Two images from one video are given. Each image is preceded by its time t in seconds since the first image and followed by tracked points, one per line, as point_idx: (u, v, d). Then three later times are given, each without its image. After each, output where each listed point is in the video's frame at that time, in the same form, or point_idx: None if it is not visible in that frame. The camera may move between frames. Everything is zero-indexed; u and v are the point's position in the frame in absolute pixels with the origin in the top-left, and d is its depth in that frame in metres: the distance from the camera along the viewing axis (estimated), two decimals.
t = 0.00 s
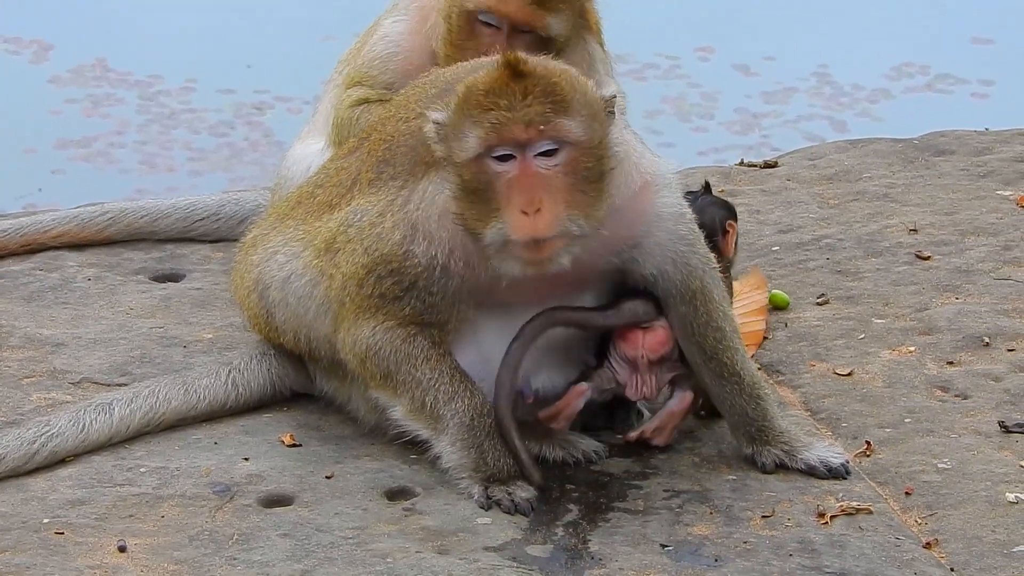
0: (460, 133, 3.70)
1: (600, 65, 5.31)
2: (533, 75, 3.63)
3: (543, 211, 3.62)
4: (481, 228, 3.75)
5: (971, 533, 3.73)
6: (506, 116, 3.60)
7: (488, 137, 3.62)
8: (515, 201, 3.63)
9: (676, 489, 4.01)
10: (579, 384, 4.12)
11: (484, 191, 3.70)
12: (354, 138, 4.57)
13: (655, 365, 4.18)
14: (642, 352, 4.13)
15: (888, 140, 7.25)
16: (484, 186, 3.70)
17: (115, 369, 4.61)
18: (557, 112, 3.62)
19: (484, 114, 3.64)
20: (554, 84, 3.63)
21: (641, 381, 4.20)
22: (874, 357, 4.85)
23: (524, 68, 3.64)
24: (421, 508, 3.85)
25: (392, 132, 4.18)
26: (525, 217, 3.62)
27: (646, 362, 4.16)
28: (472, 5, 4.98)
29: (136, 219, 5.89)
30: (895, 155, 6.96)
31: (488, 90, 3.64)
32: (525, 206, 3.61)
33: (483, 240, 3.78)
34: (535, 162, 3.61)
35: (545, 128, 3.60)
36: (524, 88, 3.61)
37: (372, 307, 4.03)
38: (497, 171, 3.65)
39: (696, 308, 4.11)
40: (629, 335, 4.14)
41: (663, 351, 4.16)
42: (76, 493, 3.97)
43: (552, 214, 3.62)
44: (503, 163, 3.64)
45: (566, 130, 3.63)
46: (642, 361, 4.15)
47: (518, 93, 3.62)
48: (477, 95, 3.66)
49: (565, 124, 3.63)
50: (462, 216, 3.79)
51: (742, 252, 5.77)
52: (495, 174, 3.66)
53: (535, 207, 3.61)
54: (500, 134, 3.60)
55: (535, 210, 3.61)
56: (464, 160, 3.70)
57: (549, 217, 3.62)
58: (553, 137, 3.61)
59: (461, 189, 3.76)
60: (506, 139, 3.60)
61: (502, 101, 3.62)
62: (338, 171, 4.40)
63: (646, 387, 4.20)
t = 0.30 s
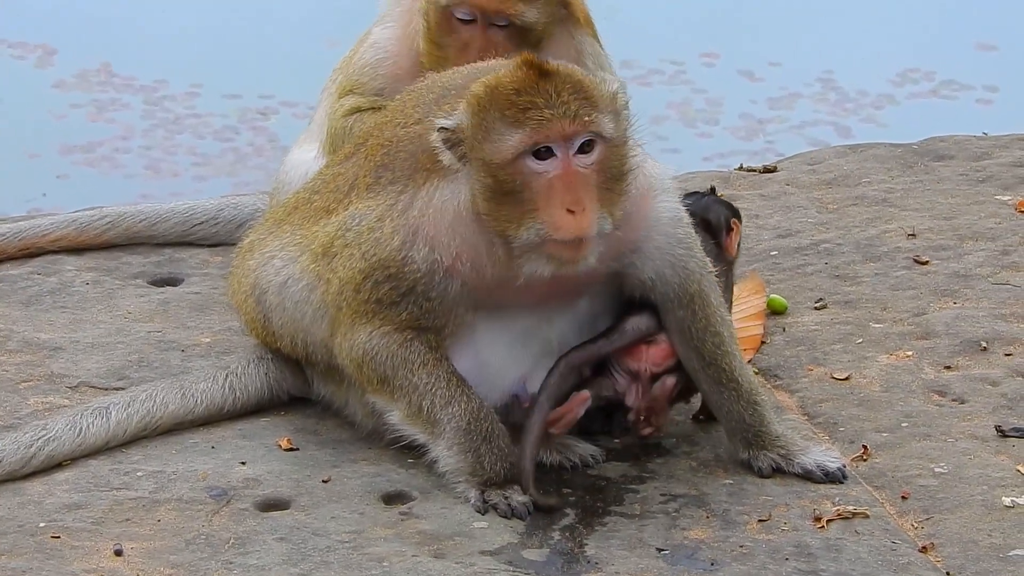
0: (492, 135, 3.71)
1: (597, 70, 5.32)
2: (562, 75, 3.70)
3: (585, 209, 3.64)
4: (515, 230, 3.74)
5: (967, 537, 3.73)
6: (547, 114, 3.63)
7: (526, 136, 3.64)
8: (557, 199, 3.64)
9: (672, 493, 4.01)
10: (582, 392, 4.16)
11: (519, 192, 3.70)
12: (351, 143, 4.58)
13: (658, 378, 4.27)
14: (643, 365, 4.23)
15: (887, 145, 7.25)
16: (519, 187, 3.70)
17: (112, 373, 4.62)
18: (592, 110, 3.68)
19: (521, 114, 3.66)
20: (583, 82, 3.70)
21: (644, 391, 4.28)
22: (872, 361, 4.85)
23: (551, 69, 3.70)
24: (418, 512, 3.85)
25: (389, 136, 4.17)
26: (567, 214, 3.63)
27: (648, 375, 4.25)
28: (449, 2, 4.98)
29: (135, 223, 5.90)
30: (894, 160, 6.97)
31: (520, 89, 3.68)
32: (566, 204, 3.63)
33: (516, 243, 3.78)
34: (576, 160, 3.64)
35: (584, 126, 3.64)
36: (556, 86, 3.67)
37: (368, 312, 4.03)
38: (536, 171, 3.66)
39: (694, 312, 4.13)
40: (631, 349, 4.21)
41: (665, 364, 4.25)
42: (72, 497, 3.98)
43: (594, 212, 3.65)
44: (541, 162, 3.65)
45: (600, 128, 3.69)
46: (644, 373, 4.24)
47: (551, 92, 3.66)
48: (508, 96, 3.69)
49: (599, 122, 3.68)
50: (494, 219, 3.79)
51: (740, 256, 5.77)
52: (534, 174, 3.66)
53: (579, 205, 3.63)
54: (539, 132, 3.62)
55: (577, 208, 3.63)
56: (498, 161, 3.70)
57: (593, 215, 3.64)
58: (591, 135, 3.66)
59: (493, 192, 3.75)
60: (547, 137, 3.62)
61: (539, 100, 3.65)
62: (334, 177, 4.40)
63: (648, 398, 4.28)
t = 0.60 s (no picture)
0: (516, 134, 3.72)
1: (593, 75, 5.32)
2: (575, 73, 3.75)
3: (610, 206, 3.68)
4: (540, 230, 3.76)
5: (961, 541, 3.73)
6: (571, 111, 3.66)
7: (554, 134, 3.66)
8: (585, 197, 3.67)
9: (667, 497, 4.01)
10: (576, 401, 4.18)
11: (543, 192, 3.72)
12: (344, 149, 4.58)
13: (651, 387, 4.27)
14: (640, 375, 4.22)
15: (883, 149, 7.26)
16: (543, 186, 3.72)
17: (107, 378, 4.62)
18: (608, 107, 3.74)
19: (542, 111, 3.68)
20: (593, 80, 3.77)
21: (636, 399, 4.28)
22: (867, 365, 4.85)
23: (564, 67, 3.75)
24: (412, 516, 3.85)
25: (384, 140, 4.17)
26: (596, 211, 3.65)
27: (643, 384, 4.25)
28: (463, 17, 5.01)
29: (130, 228, 5.90)
30: (890, 164, 6.97)
31: (540, 88, 3.70)
32: (595, 201, 3.65)
33: (539, 243, 3.79)
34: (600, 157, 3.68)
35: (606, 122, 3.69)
36: (573, 84, 3.71)
37: (362, 317, 4.02)
38: (563, 169, 3.68)
39: (689, 317, 4.13)
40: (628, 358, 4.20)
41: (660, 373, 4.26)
42: (67, 501, 3.97)
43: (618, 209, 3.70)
44: (567, 160, 3.68)
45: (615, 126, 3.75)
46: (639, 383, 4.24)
47: (569, 89, 3.70)
48: (527, 94, 3.71)
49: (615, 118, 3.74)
50: (517, 219, 3.80)
51: (736, 261, 5.78)
52: (560, 172, 3.69)
53: (606, 202, 3.67)
54: (567, 129, 3.65)
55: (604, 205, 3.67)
56: (524, 160, 3.71)
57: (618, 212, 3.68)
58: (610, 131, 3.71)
59: (518, 192, 3.76)
60: (573, 134, 3.65)
61: (560, 97, 3.69)
62: (329, 182, 4.40)
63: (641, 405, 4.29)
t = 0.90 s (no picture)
0: (547, 131, 3.76)
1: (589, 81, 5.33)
2: (585, 70, 3.84)
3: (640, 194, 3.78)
4: (576, 224, 3.80)
5: (955, 547, 3.73)
6: (597, 104, 3.75)
7: (590, 128, 3.73)
8: (620, 186, 3.73)
9: (661, 502, 4.01)
10: (568, 407, 4.21)
11: (576, 187, 3.77)
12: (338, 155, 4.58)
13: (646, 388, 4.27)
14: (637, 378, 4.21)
15: (878, 154, 7.27)
16: (577, 180, 3.76)
17: (102, 382, 4.62)
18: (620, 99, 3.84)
19: (569, 106, 3.75)
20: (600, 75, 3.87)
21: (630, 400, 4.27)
22: (861, 370, 4.85)
23: (574, 64, 3.83)
24: (407, 521, 3.85)
25: (381, 144, 4.17)
26: (632, 199, 3.73)
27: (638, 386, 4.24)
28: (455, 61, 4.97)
29: (124, 233, 5.91)
30: (885, 169, 6.99)
31: (560, 85, 3.76)
32: (630, 189, 3.72)
33: (574, 237, 3.84)
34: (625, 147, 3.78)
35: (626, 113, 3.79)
36: (587, 80, 3.80)
37: (358, 321, 4.02)
38: (595, 161, 3.74)
39: (686, 320, 4.16)
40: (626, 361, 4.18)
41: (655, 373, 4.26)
42: (61, 506, 3.97)
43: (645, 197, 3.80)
44: (599, 152, 3.75)
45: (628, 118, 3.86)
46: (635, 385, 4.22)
47: (587, 85, 3.79)
48: (550, 92, 3.76)
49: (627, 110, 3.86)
50: (548, 215, 3.83)
51: (730, 266, 5.79)
52: (593, 165, 3.75)
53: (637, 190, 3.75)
54: (603, 123, 3.74)
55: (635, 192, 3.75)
56: (557, 156, 3.75)
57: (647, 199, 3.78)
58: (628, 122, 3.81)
59: (551, 188, 3.80)
60: (604, 126, 3.73)
61: (582, 92, 3.76)
62: (324, 188, 4.40)
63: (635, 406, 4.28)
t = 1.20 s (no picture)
0: (550, 134, 3.76)
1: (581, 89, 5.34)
2: (582, 71, 3.85)
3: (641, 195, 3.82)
4: (579, 226, 3.82)
5: (946, 552, 3.73)
6: (600, 105, 3.77)
7: (594, 130, 3.75)
8: (624, 188, 3.77)
9: (652, 508, 4.01)
10: (561, 415, 4.26)
11: (580, 189, 3.79)
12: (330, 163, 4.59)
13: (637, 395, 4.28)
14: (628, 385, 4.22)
15: (869, 161, 7.29)
16: (582, 183, 3.78)
17: (93, 389, 4.62)
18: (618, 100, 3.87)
19: (573, 109, 3.75)
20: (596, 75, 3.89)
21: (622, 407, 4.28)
22: (852, 376, 4.86)
23: (571, 66, 3.84)
24: (398, 527, 3.85)
25: (373, 150, 4.17)
26: (635, 200, 3.77)
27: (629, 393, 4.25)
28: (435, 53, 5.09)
29: (116, 240, 5.92)
30: (876, 176, 7.01)
31: (562, 87, 3.77)
32: (633, 190, 3.77)
33: (577, 240, 3.85)
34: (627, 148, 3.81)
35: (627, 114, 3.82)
36: (587, 80, 3.82)
37: (351, 327, 4.02)
38: (599, 163, 3.77)
39: (678, 326, 4.17)
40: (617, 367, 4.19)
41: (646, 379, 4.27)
42: (52, 513, 3.97)
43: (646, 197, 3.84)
44: (603, 154, 3.77)
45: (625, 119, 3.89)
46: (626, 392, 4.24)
47: (588, 86, 3.80)
48: (552, 95, 3.76)
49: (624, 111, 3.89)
50: (550, 219, 3.85)
51: (722, 272, 5.80)
52: (598, 167, 3.77)
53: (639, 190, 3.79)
54: (607, 125, 3.76)
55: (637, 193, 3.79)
56: (560, 159, 3.77)
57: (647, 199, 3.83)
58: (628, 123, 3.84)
59: (554, 192, 3.81)
60: (608, 128, 3.76)
61: (583, 94, 3.77)
62: (315, 195, 4.40)
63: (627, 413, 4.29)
